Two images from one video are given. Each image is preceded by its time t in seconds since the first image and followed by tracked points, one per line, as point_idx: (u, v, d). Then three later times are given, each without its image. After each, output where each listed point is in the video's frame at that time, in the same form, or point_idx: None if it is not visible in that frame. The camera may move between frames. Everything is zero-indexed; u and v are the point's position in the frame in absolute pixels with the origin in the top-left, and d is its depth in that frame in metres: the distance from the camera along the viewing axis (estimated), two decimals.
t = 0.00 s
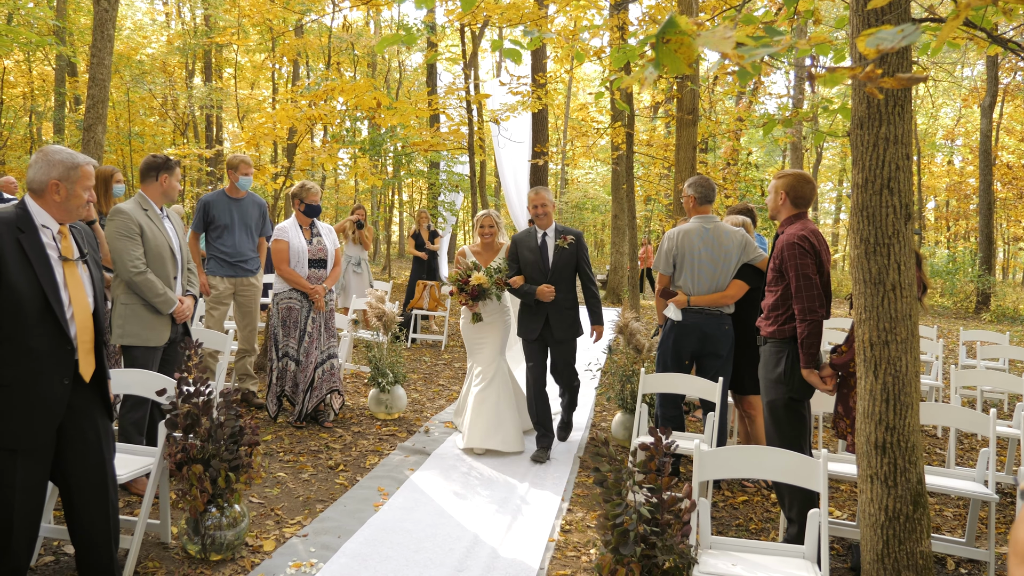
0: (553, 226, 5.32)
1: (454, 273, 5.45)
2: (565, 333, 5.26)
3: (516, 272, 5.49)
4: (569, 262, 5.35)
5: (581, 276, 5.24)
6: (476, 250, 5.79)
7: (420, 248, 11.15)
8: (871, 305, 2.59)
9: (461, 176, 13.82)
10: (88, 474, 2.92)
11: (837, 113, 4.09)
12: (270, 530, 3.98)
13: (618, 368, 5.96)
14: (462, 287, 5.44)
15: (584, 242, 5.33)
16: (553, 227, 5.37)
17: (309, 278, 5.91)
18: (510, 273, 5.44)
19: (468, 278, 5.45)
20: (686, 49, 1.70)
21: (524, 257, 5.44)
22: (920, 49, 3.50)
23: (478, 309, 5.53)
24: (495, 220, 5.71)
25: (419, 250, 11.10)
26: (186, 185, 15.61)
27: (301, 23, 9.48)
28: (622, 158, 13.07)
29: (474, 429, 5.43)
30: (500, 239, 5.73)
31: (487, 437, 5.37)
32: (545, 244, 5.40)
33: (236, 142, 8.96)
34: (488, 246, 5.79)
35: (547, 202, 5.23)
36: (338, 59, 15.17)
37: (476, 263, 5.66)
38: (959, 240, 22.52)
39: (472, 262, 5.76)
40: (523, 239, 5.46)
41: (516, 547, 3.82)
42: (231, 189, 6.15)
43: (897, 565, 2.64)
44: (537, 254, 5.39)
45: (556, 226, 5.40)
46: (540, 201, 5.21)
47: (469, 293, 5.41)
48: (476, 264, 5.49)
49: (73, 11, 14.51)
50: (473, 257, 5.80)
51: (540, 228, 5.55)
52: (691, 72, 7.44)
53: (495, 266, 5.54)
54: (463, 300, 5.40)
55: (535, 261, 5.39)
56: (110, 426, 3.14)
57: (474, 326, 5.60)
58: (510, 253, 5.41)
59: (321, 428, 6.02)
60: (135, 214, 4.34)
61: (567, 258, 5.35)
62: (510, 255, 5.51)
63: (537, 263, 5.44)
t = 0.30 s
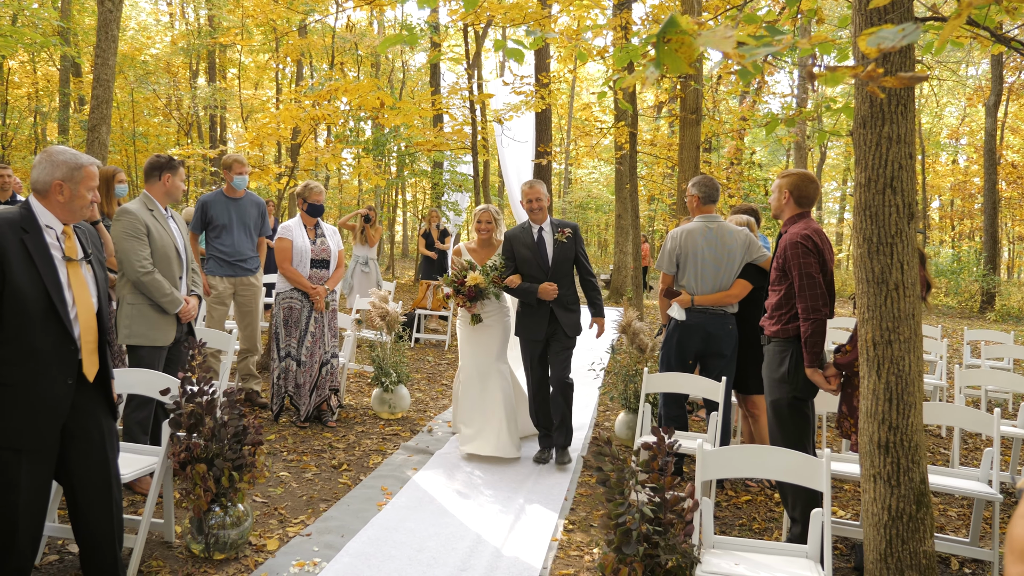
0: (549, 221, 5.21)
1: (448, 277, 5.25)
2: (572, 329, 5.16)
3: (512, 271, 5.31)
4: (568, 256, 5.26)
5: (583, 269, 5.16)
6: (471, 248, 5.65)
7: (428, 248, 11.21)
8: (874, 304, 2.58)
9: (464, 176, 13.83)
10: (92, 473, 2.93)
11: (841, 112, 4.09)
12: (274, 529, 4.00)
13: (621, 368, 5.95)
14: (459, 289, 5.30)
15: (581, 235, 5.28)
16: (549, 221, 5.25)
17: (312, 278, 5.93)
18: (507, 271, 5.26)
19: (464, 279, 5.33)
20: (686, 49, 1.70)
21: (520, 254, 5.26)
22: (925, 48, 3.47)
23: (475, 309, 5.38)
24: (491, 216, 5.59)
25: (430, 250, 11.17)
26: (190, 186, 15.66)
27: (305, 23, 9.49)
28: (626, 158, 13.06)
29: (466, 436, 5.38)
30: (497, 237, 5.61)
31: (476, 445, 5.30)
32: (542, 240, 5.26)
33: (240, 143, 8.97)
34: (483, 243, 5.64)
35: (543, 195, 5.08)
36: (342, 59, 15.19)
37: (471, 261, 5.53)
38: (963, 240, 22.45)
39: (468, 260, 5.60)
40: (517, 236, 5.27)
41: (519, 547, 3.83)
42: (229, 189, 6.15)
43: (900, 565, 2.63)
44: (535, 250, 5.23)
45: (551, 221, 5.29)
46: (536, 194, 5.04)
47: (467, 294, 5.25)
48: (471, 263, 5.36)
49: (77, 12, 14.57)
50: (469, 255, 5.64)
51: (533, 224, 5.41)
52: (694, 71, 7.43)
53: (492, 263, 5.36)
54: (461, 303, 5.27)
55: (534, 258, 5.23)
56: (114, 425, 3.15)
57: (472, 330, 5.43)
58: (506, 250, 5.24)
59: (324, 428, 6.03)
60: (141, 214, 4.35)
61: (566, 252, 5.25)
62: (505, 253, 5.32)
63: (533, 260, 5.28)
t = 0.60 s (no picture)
0: (552, 225, 4.82)
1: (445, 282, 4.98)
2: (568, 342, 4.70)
3: (512, 276, 5.00)
4: (570, 263, 4.84)
5: (584, 279, 4.75)
6: (466, 252, 5.32)
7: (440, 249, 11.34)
8: (878, 304, 2.58)
9: (468, 175, 13.82)
10: (97, 471, 2.95)
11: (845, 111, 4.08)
12: (278, 529, 4.01)
13: (625, 367, 5.94)
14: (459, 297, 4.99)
15: (586, 242, 4.84)
16: (552, 226, 4.87)
17: (315, 278, 5.94)
18: (505, 277, 4.95)
19: (464, 287, 5.02)
20: (688, 49, 1.71)
21: (520, 258, 4.94)
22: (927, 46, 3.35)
23: (474, 318, 5.09)
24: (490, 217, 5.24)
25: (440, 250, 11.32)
26: (195, 185, 15.70)
27: (309, 23, 9.50)
28: (630, 158, 13.05)
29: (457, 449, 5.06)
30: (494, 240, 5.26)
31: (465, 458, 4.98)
32: (543, 245, 4.89)
33: (244, 143, 8.99)
34: (481, 246, 5.30)
35: (546, 197, 4.71)
36: (346, 60, 15.22)
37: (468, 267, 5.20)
38: (969, 239, 22.36)
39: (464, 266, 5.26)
40: (518, 239, 4.95)
41: (522, 546, 3.83)
42: (230, 189, 6.19)
43: (904, 565, 2.62)
44: (535, 256, 4.89)
45: (555, 225, 4.90)
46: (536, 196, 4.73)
47: (466, 303, 4.96)
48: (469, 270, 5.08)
49: (83, 12, 14.62)
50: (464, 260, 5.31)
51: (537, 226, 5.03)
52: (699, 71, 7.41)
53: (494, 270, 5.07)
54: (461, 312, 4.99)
55: (533, 264, 4.89)
56: (120, 424, 3.17)
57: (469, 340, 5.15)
58: (504, 255, 4.95)
59: (328, 427, 6.04)
60: (145, 214, 4.38)
61: (568, 259, 4.83)
62: (505, 257, 5.02)
63: (534, 265, 4.93)
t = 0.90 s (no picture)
0: (557, 222, 4.64)
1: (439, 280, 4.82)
2: (563, 347, 4.59)
3: (511, 271, 4.86)
4: (572, 263, 4.68)
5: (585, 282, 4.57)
6: (460, 248, 5.15)
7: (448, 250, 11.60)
8: (882, 303, 2.57)
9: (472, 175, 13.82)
10: (102, 470, 2.96)
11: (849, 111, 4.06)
12: (282, 527, 4.02)
13: (629, 367, 5.94)
14: (452, 297, 4.83)
15: (592, 242, 4.66)
16: (557, 222, 4.70)
17: (321, 277, 5.95)
18: (504, 271, 4.82)
19: (458, 285, 4.84)
20: (689, 48, 1.71)
21: (521, 254, 4.80)
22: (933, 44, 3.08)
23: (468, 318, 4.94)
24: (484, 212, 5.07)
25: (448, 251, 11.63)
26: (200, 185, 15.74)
27: (314, 23, 9.52)
28: (635, 157, 13.03)
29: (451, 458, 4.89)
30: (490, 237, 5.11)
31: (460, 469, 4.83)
32: (546, 241, 4.73)
33: (249, 143, 9.01)
34: (477, 243, 5.15)
35: (554, 191, 4.55)
36: (351, 60, 15.25)
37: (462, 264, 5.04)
38: (975, 239, 22.26)
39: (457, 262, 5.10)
40: (521, 233, 4.81)
41: (526, 545, 3.83)
42: (231, 188, 6.21)
43: (907, 565, 2.62)
44: (536, 252, 4.73)
45: (561, 222, 4.73)
46: (543, 189, 4.56)
47: (460, 302, 4.80)
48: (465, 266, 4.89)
49: (89, 13, 14.68)
50: (458, 256, 5.14)
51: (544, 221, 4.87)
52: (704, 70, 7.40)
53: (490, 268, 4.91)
54: (455, 312, 4.82)
55: (533, 260, 4.73)
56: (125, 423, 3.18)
57: (461, 340, 5.03)
58: (505, 249, 4.81)
59: (333, 426, 6.05)
60: (147, 213, 4.42)
61: (569, 259, 4.67)
62: (506, 251, 4.88)
63: (535, 261, 4.78)
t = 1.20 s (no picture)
0: (558, 221, 4.42)
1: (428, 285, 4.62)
2: (560, 353, 4.35)
3: (508, 271, 4.59)
4: (573, 265, 4.44)
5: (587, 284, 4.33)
6: (453, 251, 4.96)
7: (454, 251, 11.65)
8: (886, 303, 2.57)
9: (478, 175, 13.83)
10: (108, 469, 2.98)
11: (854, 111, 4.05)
12: (287, 527, 4.04)
13: (634, 367, 5.93)
14: (442, 302, 4.59)
15: (594, 243, 4.43)
16: (558, 222, 4.46)
17: (328, 277, 5.98)
18: (500, 272, 4.55)
19: (448, 290, 4.62)
20: (691, 48, 1.72)
21: (519, 254, 4.53)
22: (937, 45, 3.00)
23: (459, 326, 4.74)
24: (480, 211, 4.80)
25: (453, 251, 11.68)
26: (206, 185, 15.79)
27: (320, 23, 9.54)
28: (640, 157, 13.01)
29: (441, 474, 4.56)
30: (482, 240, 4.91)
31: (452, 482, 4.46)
32: (546, 241, 4.48)
33: (255, 143, 9.04)
34: (468, 247, 4.96)
35: (556, 188, 4.32)
36: (357, 60, 15.29)
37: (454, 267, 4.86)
38: (982, 239, 22.16)
39: (448, 265, 4.91)
40: (520, 232, 4.55)
41: (531, 544, 3.85)
42: (232, 189, 6.23)
43: (912, 565, 2.61)
44: (535, 252, 4.47)
45: (562, 222, 4.50)
46: (545, 186, 4.31)
47: (449, 308, 4.56)
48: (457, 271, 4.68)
49: (95, 13, 14.76)
50: (449, 259, 4.95)
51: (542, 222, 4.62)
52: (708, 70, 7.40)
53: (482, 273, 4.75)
54: (444, 319, 4.57)
55: (533, 260, 4.47)
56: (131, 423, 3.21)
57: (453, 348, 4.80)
58: (503, 248, 4.55)
59: (338, 426, 6.07)
60: (153, 213, 4.48)
61: (571, 260, 4.43)
62: (504, 251, 4.61)
63: (533, 262, 4.51)
